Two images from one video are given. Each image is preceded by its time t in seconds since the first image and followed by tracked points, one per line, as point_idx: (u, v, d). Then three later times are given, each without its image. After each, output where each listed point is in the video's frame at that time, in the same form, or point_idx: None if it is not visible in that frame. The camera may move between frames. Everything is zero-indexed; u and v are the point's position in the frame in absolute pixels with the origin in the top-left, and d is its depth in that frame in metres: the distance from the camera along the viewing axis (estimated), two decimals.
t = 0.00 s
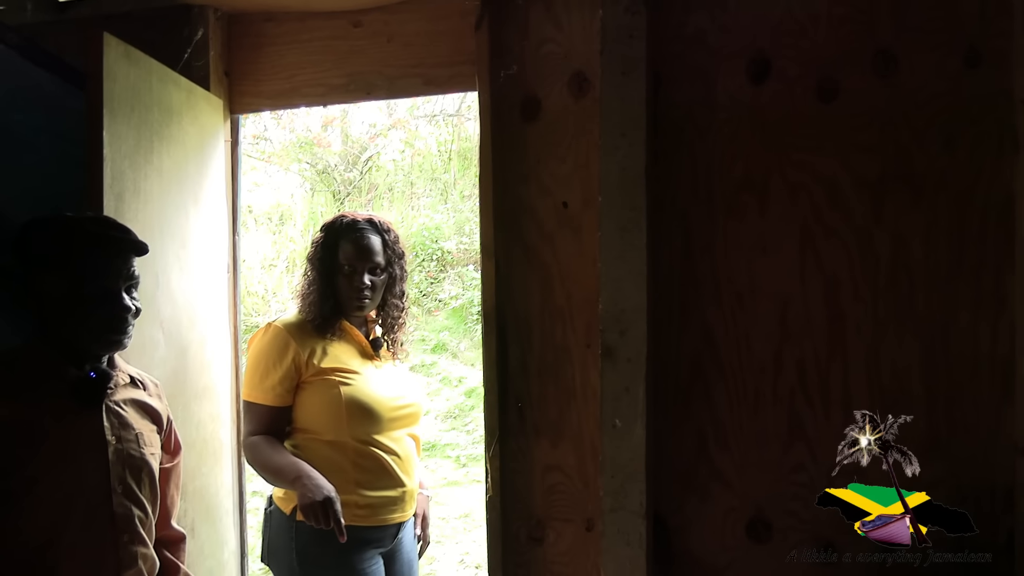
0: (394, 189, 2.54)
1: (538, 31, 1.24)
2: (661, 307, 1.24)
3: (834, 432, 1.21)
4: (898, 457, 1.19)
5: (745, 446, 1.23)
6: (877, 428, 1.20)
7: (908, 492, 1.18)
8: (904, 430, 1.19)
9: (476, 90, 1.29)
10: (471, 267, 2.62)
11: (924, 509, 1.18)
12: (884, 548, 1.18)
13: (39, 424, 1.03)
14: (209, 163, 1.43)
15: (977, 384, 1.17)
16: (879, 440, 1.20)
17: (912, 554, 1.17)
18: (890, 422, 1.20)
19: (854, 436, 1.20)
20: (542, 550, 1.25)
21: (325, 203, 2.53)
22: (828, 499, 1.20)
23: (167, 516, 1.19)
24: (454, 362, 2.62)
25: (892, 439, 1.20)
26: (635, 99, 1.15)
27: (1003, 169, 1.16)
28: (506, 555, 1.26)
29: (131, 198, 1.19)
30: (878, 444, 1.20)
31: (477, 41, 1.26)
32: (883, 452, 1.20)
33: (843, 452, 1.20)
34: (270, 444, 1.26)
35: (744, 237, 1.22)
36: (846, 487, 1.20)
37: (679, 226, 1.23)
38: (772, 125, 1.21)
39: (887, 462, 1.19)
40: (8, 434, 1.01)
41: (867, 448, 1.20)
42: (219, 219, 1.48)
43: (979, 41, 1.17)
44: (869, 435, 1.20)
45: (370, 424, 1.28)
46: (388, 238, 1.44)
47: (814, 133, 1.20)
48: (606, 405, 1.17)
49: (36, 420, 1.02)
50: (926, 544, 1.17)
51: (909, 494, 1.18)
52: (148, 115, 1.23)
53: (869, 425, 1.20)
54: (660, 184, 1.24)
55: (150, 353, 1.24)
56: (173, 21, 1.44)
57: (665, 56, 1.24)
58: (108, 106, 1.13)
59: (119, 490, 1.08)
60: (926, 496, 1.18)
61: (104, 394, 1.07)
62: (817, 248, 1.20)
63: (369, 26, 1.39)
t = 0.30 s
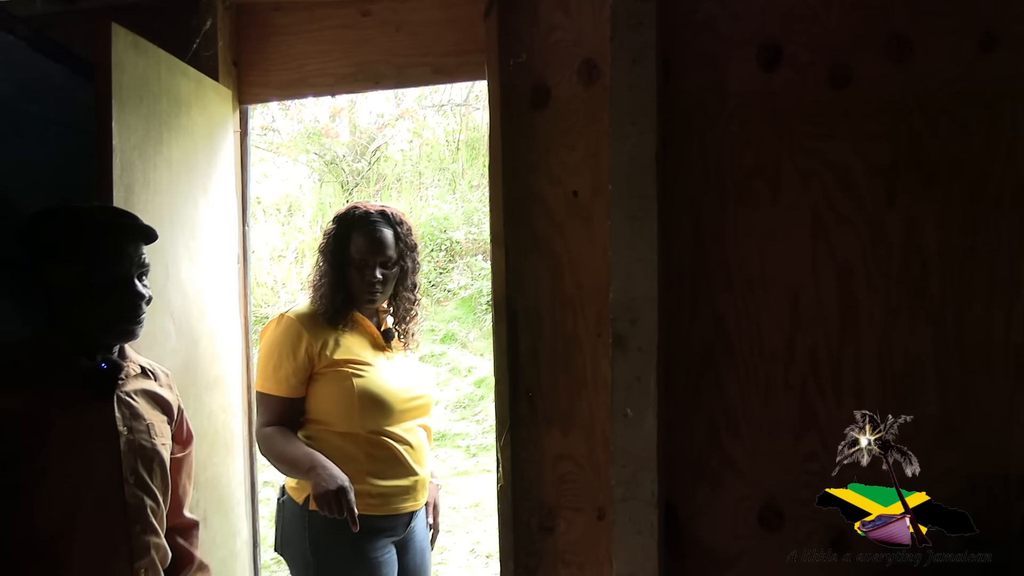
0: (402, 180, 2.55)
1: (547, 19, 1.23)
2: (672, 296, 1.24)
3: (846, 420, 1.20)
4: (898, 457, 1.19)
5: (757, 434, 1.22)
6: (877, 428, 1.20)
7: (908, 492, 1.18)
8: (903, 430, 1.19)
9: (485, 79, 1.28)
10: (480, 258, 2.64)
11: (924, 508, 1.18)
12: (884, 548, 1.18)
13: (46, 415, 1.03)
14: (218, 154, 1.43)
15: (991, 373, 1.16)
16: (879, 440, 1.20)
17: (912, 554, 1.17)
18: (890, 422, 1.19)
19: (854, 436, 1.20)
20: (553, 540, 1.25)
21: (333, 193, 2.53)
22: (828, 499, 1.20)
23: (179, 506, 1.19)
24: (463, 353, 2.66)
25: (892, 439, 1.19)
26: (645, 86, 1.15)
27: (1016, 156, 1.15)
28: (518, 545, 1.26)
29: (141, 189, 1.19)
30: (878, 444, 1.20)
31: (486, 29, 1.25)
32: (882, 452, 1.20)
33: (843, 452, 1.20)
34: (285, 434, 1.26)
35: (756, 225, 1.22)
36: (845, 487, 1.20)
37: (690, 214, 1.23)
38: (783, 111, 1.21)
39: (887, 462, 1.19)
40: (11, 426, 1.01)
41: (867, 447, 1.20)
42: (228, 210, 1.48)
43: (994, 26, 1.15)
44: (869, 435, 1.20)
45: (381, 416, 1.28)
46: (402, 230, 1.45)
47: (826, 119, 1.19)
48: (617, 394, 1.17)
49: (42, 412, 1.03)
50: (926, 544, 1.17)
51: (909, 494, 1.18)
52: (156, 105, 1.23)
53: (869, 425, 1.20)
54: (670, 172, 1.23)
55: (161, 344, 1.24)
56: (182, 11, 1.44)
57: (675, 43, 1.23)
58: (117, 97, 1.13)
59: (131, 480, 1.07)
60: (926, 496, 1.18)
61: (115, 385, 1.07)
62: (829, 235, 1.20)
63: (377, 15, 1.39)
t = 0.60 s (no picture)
0: (415, 172, 2.51)
1: (561, 9, 1.23)
2: (688, 287, 1.23)
3: (864, 411, 1.19)
4: (898, 457, 1.19)
5: (774, 426, 1.22)
6: (877, 428, 1.19)
7: (907, 492, 1.18)
8: (904, 430, 1.19)
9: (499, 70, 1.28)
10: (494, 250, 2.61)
11: (924, 508, 1.17)
12: (884, 548, 1.18)
13: (59, 408, 0.99)
14: (233, 146, 1.44)
15: (1009, 364, 1.16)
16: (879, 440, 1.19)
17: (912, 553, 1.17)
18: (890, 422, 1.19)
19: (855, 436, 1.19)
20: (570, 531, 1.25)
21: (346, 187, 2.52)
22: (828, 499, 1.20)
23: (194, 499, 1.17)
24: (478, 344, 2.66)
25: (892, 439, 1.19)
26: (661, 76, 1.14)
27: None
28: (534, 536, 1.26)
29: (150, 182, 1.19)
30: (878, 444, 1.19)
31: (501, 20, 1.24)
32: (883, 452, 1.19)
33: (843, 452, 1.20)
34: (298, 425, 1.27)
35: (772, 215, 1.21)
36: (845, 487, 1.20)
37: (705, 204, 1.22)
38: (800, 100, 1.20)
39: (887, 462, 1.19)
40: (21, 424, 0.96)
41: (867, 448, 1.19)
42: (243, 204, 1.49)
43: (1014, 13, 1.14)
44: (869, 435, 1.19)
45: (397, 409, 1.29)
46: (421, 224, 1.43)
47: (843, 108, 1.18)
48: (633, 385, 1.16)
49: (55, 406, 0.98)
50: (925, 544, 1.17)
51: (909, 494, 1.18)
52: (165, 99, 1.23)
53: (869, 425, 1.19)
54: (685, 162, 1.23)
55: (173, 337, 1.25)
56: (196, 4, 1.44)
57: (690, 33, 1.23)
58: (123, 90, 1.13)
59: (147, 472, 1.06)
60: (926, 496, 1.18)
61: (130, 378, 1.05)
62: (846, 225, 1.19)
63: (390, 7, 1.38)
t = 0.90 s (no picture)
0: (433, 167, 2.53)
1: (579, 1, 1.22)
2: (709, 279, 1.22)
3: (888, 403, 1.18)
4: (898, 457, 1.18)
5: (797, 418, 1.21)
6: (877, 428, 1.18)
7: (908, 492, 1.17)
8: (904, 429, 1.18)
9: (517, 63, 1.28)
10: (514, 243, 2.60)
11: (924, 509, 1.17)
12: (884, 548, 1.18)
13: (82, 405, 0.99)
14: (252, 142, 1.44)
15: None
16: (879, 440, 1.19)
17: (912, 554, 1.17)
18: (890, 422, 1.18)
19: (854, 436, 1.19)
20: (592, 525, 1.25)
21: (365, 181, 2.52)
22: (828, 499, 1.20)
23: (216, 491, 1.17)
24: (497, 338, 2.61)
25: (892, 439, 1.18)
26: (680, 66, 1.13)
27: None
28: (556, 529, 1.25)
29: (181, 178, 1.20)
30: (878, 444, 1.19)
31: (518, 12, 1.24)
32: (883, 452, 1.19)
33: (843, 452, 1.19)
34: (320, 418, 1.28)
35: (794, 206, 1.20)
36: (845, 487, 1.20)
37: (726, 195, 1.21)
38: (822, 89, 1.18)
39: (887, 462, 1.18)
40: (44, 419, 0.97)
41: (867, 447, 1.19)
42: (264, 199, 1.50)
43: None
44: (869, 435, 1.19)
45: (415, 403, 1.29)
46: (441, 218, 1.45)
47: (865, 97, 1.17)
48: (654, 378, 1.16)
49: (79, 401, 0.99)
50: (926, 544, 1.17)
51: (909, 494, 1.17)
52: (193, 94, 1.24)
53: (869, 425, 1.19)
54: (705, 154, 1.22)
55: (203, 332, 1.26)
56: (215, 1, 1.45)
57: (710, 22, 1.22)
58: (156, 86, 1.14)
59: (165, 468, 1.06)
60: (927, 496, 1.17)
61: (145, 375, 1.04)
62: (870, 215, 1.17)
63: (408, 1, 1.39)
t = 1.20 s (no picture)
0: (452, 161, 2.54)
1: None
2: (730, 272, 1.22)
3: (912, 399, 1.16)
4: (898, 457, 1.17)
5: (819, 413, 1.20)
6: (877, 428, 1.17)
7: (907, 492, 1.17)
8: (904, 430, 1.17)
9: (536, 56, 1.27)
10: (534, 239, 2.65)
11: (924, 508, 1.16)
12: (884, 548, 1.18)
13: (104, 398, 0.99)
14: (273, 137, 1.45)
15: None
16: (879, 440, 1.17)
17: (912, 554, 1.17)
18: (890, 422, 1.17)
19: (854, 436, 1.18)
20: (611, 520, 1.25)
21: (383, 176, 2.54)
22: (828, 499, 1.20)
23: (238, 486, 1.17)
24: (518, 333, 2.71)
25: (892, 439, 1.17)
26: (701, 57, 1.12)
27: None
28: (575, 524, 1.25)
29: (207, 172, 1.21)
30: (878, 443, 1.18)
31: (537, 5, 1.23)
32: (883, 452, 1.17)
33: (843, 452, 1.19)
34: (341, 411, 1.28)
35: (817, 199, 1.18)
36: (845, 487, 1.19)
37: (748, 187, 1.20)
38: (845, 80, 1.17)
39: (887, 462, 1.17)
40: (69, 412, 0.96)
41: (867, 448, 1.18)
42: (284, 194, 1.51)
43: None
44: (869, 435, 1.18)
45: (437, 394, 1.29)
46: (460, 210, 1.44)
47: (889, 87, 1.15)
48: (674, 372, 1.15)
49: (105, 396, 0.99)
50: (925, 544, 1.16)
51: (909, 494, 1.17)
52: (218, 88, 1.24)
53: (869, 425, 1.18)
54: (726, 147, 1.21)
55: (227, 325, 1.27)
56: None
57: (731, 14, 1.21)
58: (183, 81, 1.14)
59: (185, 462, 1.05)
60: (926, 496, 1.16)
61: (163, 367, 1.04)
62: (893, 208, 1.16)
63: None
